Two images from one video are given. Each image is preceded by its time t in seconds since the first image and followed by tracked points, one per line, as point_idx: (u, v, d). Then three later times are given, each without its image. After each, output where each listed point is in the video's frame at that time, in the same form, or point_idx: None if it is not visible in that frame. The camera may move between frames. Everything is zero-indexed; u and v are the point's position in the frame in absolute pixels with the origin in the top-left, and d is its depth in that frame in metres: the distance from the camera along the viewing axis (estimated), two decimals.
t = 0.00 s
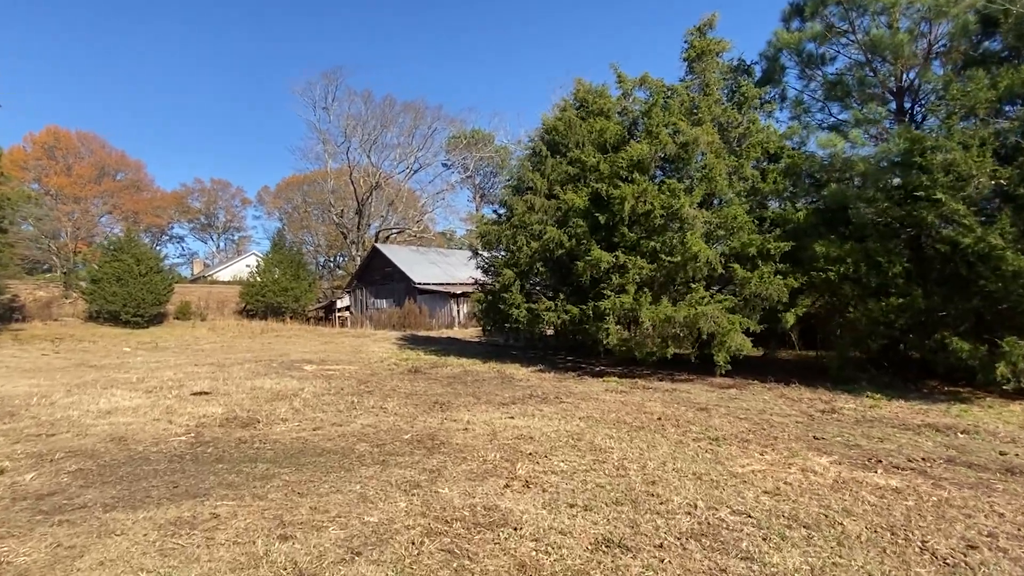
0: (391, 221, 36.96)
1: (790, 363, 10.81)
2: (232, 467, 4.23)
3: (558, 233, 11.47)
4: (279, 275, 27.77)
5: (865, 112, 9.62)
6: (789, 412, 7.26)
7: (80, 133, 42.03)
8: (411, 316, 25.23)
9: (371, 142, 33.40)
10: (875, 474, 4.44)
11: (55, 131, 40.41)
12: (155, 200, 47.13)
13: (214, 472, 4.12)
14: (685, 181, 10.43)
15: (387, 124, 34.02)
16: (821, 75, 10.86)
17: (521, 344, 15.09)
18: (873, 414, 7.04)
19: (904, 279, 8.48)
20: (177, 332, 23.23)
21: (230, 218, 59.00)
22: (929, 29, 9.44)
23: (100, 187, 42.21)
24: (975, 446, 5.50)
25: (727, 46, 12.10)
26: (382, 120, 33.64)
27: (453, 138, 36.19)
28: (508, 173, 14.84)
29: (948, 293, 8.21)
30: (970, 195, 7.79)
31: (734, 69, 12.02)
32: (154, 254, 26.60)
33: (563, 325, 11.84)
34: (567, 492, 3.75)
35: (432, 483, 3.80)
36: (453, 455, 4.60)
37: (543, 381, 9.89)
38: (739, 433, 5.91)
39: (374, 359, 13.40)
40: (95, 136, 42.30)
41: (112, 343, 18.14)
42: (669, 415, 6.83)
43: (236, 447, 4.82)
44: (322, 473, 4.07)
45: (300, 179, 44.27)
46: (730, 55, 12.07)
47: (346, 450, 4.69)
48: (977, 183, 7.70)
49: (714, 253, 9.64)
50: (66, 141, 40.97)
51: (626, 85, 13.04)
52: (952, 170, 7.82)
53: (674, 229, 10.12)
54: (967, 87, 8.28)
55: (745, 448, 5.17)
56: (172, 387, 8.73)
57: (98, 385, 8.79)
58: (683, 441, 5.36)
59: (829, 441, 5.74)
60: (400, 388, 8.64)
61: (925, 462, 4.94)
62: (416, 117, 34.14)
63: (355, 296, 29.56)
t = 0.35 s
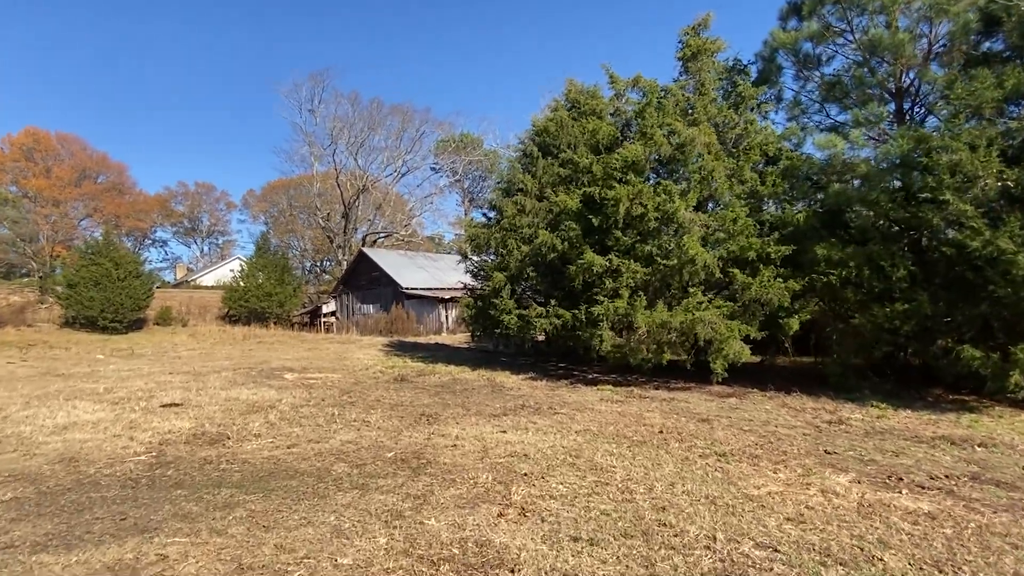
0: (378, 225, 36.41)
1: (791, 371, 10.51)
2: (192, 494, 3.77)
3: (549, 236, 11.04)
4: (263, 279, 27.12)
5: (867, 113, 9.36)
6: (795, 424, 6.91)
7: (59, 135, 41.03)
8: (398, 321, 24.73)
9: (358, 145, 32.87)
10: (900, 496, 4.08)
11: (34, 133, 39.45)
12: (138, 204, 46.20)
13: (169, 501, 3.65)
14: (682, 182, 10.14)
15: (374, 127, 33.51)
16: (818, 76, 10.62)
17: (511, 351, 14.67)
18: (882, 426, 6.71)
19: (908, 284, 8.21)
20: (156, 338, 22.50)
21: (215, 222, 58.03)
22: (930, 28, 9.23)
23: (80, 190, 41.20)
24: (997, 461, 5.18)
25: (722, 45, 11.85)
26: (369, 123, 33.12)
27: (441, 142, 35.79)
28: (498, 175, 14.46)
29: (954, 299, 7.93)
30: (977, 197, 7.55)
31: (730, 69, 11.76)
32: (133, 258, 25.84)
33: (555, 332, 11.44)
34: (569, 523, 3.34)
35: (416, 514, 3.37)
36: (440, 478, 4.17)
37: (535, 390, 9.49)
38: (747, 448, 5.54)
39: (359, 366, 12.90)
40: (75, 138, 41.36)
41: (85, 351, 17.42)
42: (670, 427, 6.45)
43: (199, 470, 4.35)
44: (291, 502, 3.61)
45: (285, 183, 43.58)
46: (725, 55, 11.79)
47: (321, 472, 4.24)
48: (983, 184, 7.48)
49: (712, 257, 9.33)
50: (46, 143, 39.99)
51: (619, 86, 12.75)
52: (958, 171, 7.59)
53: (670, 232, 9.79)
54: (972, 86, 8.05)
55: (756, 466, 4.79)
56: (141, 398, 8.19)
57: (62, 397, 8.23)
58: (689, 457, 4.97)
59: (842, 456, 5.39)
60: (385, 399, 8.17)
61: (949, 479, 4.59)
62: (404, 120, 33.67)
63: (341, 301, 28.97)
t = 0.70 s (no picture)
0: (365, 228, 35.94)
1: (790, 376, 10.28)
2: (153, 518, 3.37)
3: (542, 237, 10.73)
4: (248, 282, 26.54)
5: (866, 112, 9.19)
6: (800, 431, 6.63)
7: (39, 135, 40.00)
8: (387, 325, 24.29)
9: (346, 147, 32.41)
10: (926, 511, 3.80)
11: (13, 133, 38.39)
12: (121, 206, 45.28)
13: (126, 526, 3.25)
14: (678, 182, 9.90)
15: (362, 128, 33.06)
16: (816, 75, 10.45)
17: (502, 356, 14.33)
18: (890, 433, 6.45)
19: (911, 286, 8.02)
20: (136, 343, 21.84)
21: (200, 225, 57.09)
22: (929, 25, 9.07)
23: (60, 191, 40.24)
24: (1017, 470, 4.94)
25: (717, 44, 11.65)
26: (357, 124, 32.68)
27: (431, 145, 35.45)
28: (490, 176, 14.15)
29: (959, 301, 7.73)
30: (983, 196, 7.37)
31: (726, 68, 11.56)
32: (114, 260, 25.11)
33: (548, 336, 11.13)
34: (575, 549, 3.00)
35: (405, 541, 3.01)
36: (430, 495, 3.81)
37: (528, 396, 9.16)
38: (756, 458, 5.24)
39: (346, 372, 12.48)
40: (55, 139, 40.44)
41: (60, 355, 16.77)
42: (673, 436, 6.15)
43: (165, 488, 3.95)
44: (263, 527, 3.23)
45: (272, 185, 42.95)
46: (720, 53, 11.59)
47: (300, 491, 3.86)
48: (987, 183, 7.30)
49: (710, 259, 9.08)
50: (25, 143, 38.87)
51: (613, 84, 12.51)
52: (963, 171, 7.40)
53: (667, 233, 9.52)
54: (975, 84, 7.88)
55: (768, 478, 4.48)
56: (112, 407, 7.72)
57: (27, 406, 7.73)
58: (697, 469, 4.66)
59: (855, 466, 5.11)
60: (371, 406, 7.78)
61: (972, 491, 4.33)
62: (393, 122, 33.25)
63: (328, 305, 28.45)
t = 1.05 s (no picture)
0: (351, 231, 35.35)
1: (788, 380, 9.98)
2: (94, 549, 2.91)
3: (533, 237, 10.36)
4: (230, 285, 25.87)
5: (867, 108, 8.94)
6: (806, 439, 6.29)
7: (16, 134, 38.94)
8: (373, 329, 23.78)
9: (332, 147, 31.85)
10: (961, 530, 3.46)
11: None
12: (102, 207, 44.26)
13: (60, 560, 2.79)
14: (674, 180, 9.58)
15: (349, 129, 32.52)
16: (813, 71, 10.21)
17: (491, 360, 13.93)
18: (901, 440, 6.14)
19: (916, 287, 7.74)
20: (113, 347, 21.11)
21: (183, 227, 56.04)
22: (928, 23, 8.97)
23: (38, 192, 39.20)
24: None
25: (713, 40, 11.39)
26: (344, 124, 32.12)
27: (419, 146, 35.03)
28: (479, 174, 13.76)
29: (966, 302, 7.47)
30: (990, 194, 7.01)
31: (721, 64, 11.30)
32: (91, 262, 24.29)
33: (539, 339, 10.74)
34: None
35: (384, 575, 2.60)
36: (414, 517, 3.40)
37: (519, 402, 8.77)
38: (766, 469, 4.89)
39: (329, 377, 11.98)
40: (33, 139, 39.48)
41: (30, 360, 16.04)
42: (675, 445, 5.78)
43: (112, 510, 3.49)
44: (219, 561, 2.78)
45: (256, 186, 42.21)
46: (716, 50, 11.33)
47: (269, 513, 3.42)
48: (995, 180, 7.03)
49: (708, 259, 8.76)
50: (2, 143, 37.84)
51: (606, 81, 12.20)
52: (970, 167, 7.13)
53: (662, 233, 9.19)
54: (980, 78, 7.66)
55: (783, 492, 4.12)
56: (75, 415, 7.20)
57: None
58: (705, 483, 4.28)
59: (871, 477, 4.77)
60: (353, 413, 7.32)
61: (1002, 506, 4.00)
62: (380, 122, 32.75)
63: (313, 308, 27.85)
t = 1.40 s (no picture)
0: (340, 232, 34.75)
1: (791, 387, 9.65)
2: None
3: (527, 237, 9.97)
4: (216, 287, 25.25)
5: (872, 104, 8.64)
6: (818, 450, 5.94)
7: None
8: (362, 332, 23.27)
9: (321, 147, 31.30)
10: (1009, 558, 3.11)
11: None
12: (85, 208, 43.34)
13: None
14: (674, 177, 9.23)
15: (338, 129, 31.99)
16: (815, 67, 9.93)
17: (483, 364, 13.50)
18: (918, 451, 5.81)
19: (926, 289, 7.43)
20: (93, 351, 20.45)
21: (169, 228, 55.10)
22: (933, 17, 8.70)
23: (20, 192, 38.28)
24: None
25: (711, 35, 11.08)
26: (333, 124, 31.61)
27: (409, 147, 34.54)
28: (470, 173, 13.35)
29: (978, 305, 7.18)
30: (1004, 192, 6.69)
31: (720, 60, 10.99)
32: (71, 263, 23.55)
33: (533, 343, 10.34)
34: None
35: None
36: (398, 549, 2.98)
37: (513, 409, 8.36)
38: (782, 484, 4.52)
39: (315, 382, 11.51)
40: (15, 138, 38.59)
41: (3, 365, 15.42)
42: (681, 457, 5.40)
43: (51, 544, 3.04)
44: None
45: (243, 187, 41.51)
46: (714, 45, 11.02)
47: (232, 547, 2.99)
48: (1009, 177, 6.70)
49: (710, 259, 8.41)
50: None
51: (602, 77, 11.85)
52: (983, 164, 6.81)
53: (661, 233, 8.84)
54: (992, 72, 7.37)
55: (806, 514, 3.74)
56: (38, 425, 6.70)
57: None
58: (720, 503, 3.90)
59: (895, 494, 4.42)
60: (337, 423, 6.88)
61: None
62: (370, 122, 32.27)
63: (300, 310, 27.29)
